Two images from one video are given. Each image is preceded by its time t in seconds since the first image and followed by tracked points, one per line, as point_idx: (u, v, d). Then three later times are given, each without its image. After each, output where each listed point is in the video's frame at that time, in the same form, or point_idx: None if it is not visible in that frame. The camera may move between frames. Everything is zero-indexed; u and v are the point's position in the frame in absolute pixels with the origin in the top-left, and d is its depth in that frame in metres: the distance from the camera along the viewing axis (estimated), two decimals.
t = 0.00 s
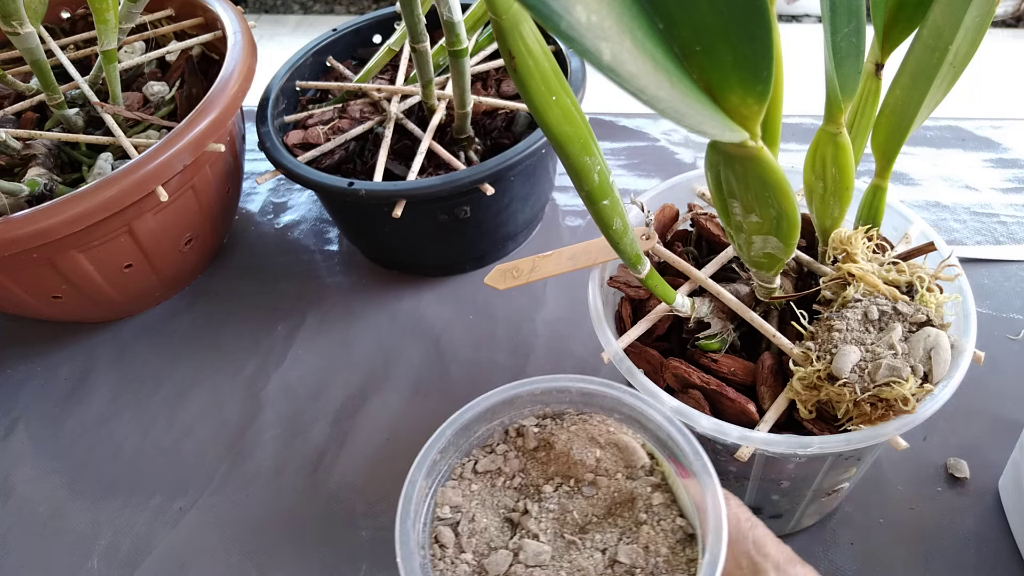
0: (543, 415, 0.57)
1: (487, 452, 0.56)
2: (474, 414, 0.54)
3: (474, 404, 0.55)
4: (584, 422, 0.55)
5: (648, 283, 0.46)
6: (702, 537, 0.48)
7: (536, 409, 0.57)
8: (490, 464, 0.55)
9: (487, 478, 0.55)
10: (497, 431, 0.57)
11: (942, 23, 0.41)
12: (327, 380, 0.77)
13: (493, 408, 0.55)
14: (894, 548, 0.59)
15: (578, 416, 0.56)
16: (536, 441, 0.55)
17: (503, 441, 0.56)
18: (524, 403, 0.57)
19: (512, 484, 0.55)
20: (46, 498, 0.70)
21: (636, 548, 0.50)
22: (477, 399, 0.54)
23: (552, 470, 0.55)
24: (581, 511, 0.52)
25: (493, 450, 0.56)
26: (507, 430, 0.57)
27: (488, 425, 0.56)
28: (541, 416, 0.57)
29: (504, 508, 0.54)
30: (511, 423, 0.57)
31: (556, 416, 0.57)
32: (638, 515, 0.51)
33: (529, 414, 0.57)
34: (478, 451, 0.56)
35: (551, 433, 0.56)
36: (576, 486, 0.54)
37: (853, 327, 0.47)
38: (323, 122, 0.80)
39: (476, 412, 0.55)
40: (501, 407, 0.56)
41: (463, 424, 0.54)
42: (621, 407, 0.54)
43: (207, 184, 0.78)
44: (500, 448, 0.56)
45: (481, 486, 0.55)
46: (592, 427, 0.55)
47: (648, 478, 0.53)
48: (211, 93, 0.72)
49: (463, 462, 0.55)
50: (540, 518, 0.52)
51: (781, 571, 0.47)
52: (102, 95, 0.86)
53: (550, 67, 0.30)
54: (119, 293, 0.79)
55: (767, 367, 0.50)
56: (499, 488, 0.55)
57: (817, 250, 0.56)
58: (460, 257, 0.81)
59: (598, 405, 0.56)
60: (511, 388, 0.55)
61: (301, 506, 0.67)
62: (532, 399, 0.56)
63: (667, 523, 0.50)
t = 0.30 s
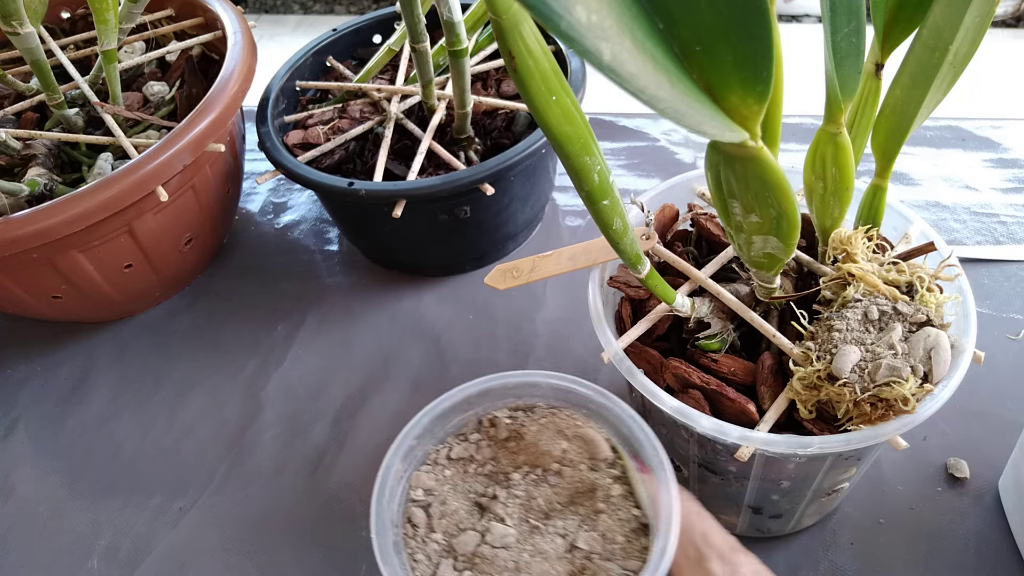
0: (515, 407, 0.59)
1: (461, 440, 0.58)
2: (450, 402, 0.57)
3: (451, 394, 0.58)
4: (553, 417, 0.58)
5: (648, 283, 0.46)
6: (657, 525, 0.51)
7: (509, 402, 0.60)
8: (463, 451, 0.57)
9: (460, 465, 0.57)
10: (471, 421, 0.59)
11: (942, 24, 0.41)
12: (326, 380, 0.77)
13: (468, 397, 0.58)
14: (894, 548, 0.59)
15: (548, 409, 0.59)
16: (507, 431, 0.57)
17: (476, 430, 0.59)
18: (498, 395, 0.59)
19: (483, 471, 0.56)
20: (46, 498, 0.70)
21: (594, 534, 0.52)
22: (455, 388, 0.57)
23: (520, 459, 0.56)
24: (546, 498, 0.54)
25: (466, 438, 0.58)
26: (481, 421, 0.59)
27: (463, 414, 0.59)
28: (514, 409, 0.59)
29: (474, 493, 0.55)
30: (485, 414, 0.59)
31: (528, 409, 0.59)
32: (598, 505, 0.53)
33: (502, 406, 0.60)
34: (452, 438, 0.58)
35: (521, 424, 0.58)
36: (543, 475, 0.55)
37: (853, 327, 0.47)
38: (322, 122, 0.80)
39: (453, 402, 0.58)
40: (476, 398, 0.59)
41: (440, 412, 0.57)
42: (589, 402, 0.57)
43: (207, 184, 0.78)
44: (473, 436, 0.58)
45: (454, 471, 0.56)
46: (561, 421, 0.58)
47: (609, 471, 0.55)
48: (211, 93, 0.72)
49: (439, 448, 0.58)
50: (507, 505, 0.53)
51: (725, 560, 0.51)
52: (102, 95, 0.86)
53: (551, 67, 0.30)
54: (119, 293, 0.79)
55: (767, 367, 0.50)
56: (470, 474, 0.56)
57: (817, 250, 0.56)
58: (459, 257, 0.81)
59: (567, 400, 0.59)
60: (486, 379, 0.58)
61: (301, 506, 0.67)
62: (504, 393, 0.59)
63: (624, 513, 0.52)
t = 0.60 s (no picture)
0: (441, 447, 0.66)
1: (392, 479, 0.65)
2: (380, 446, 0.64)
3: (381, 438, 0.65)
4: (474, 456, 0.65)
5: (648, 283, 0.46)
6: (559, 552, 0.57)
7: (436, 443, 0.66)
8: (394, 489, 0.64)
9: (391, 501, 0.63)
10: (402, 461, 0.66)
11: (943, 24, 0.41)
12: (326, 380, 0.77)
13: (397, 441, 0.65)
14: (894, 548, 0.59)
15: (470, 449, 0.66)
16: (434, 469, 0.65)
17: (407, 469, 0.65)
18: (426, 436, 0.66)
19: (411, 506, 0.63)
20: (46, 498, 0.70)
21: (506, 563, 0.58)
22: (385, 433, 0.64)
23: (445, 495, 0.63)
24: (466, 530, 0.61)
25: (397, 476, 0.65)
26: (411, 460, 0.66)
27: (395, 455, 0.66)
28: (440, 449, 0.66)
29: (403, 526, 0.62)
30: (415, 454, 0.66)
31: (453, 449, 0.66)
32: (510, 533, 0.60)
33: (430, 447, 0.66)
34: (384, 477, 0.65)
35: (446, 464, 0.65)
36: (464, 509, 0.62)
37: (853, 327, 0.47)
38: (323, 122, 0.80)
39: (382, 446, 0.64)
40: (404, 441, 0.65)
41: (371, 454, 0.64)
42: (506, 444, 0.64)
43: (207, 184, 0.78)
44: (403, 474, 0.65)
45: (385, 507, 0.63)
46: (481, 459, 0.64)
47: (524, 504, 0.62)
48: (211, 93, 0.72)
49: (372, 485, 0.65)
50: (430, 537, 0.61)
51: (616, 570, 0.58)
52: (102, 95, 0.86)
53: (551, 67, 0.30)
54: (119, 293, 0.79)
55: (767, 367, 0.50)
56: (400, 509, 0.63)
57: (817, 250, 0.56)
58: (459, 258, 0.81)
59: (488, 441, 0.65)
60: (413, 425, 0.65)
61: (300, 506, 0.67)
62: (431, 435, 0.66)
63: (533, 542, 0.59)
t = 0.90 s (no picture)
0: (433, 449, 0.66)
1: (385, 481, 0.65)
2: (371, 448, 0.64)
3: (373, 439, 0.65)
4: (465, 457, 0.65)
5: (648, 283, 0.46)
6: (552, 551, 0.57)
7: (427, 444, 0.66)
8: (386, 491, 0.64)
9: (383, 504, 0.64)
10: (394, 463, 0.66)
11: (942, 24, 0.41)
12: (326, 380, 0.77)
13: (388, 443, 0.65)
14: (894, 549, 0.59)
15: (462, 450, 0.66)
16: (426, 471, 0.65)
17: (399, 471, 0.66)
18: (417, 437, 0.66)
19: (404, 508, 0.63)
20: (46, 498, 0.70)
21: (499, 563, 0.58)
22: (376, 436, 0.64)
23: (437, 496, 0.63)
24: (459, 532, 0.61)
25: (389, 479, 0.65)
26: (404, 462, 0.66)
27: (387, 457, 0.66)
28: (432, 450, 0.66)
29: (396, 528, 0.62)
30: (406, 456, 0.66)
31: (444, 450, 0.66)
32: (504, 533, 0.60)
33: (421, 448, 0.66)
34: (377, 479, 0.65)
35: (438, 465, 0.65)
36: (457, 511, 0.62)
37: (853, 327, 0.47)
38: (323, 122, 0.80)
39: (372, 449, 0.64)
40: (396, 443, 0.65)
41: (363, 456, 0.64)
42: (497, 445, 0.64)
43: (207, 184, 0.78)
44: (395, 477, 0.65)
45: (378, 510, 0.63)
46: (472, 460, 0.65)
47: (517, 504, 0.62)
48: (211, 93, 0.72)
49: (365, 488, 0.64)
50: (423, 539, 0.61)
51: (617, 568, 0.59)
52: (102, 95, 0.86)
53: (551, 67, 0.30)
54: (119, 293, 0.79)
55: (767, 367, 0.50)
56: (393, 511, 0.63)
57: (817, 250, 0.56)
58: (459, 258, 0.81)
59: (479, 442, 0.65)
60: (404, 427, 0.65)
61: (300, 506, 0.67)
62: (422, 436, 0.66)
63: (528, 541, 0.59)
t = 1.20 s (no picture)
0: (433, 449, 0.66)
1: (385, 481, 0.65)
2: (372, 448, 0.64)
3: (373, 439, 0.65)
4: (465, 457, 0.65)
5: (648, 283, 0.46)
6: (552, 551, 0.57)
7: (427, 444, 0.66)
8: (386, 491, 0.64)
9: (383, 504, 0.64)
10: (394, 463, 0.66)
11: (942, 24, 0.41)
12: (326, 380, 0.77)
13: (388, 443, 0.65)
14: (894, 549, 0.59)
15: (462, 450, 0.66)
16: (426, 471, 0.65)
17: (399, 471, 0.66)
18: (417, 437, 0.66)
19: (404, 508, 0.63)
20: (46, 498, 0.70)
21: (499, 563, 0.58)
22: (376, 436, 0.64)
23: (437, 496, 0.63)
24: (459, 532, 0.61)
25: (389, 479, 0.65)
26: (404, 462, 0.66)
27: (387, 457, 0.66)
28: (432, 450, 0.66)
29: (396, 528, 0.62)
30: (406, 456, 0.66)
31: (444, 450, 0.66)
32: (504, 533, 0.60)
33: (421, 448, 0.66)
34: (377, 479, 0.65)
35: (438, 465, 0.65)
36: (457, 511, 0.62)
37: (853, 327, 0.47)
38: (323, 122, 0.80)
39: (372, 449, 0.64)
40: (396, 443, 0.65)
41: (364, 456, 0.64)
42: (497, 445, 0.64)
43: (207, 184, 0.78)
44: (395, 477, 0.65)
45: (378, 510, 0.63)
46: (472, 460, 0.65)
47: (517, 504, 0.62)
48: (211, 93, 0.72)
49: (365, 488, 0.64)
50: (423, 539, 0.61)
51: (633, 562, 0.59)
52: (102, 95, 0.86)
53: (551, 67, 0.30)
54: (119, 293, 0.79)
55: (767, 367, 0.50)
56: (393, 511, 0.63)
57: (817, 250, 0.56)
58: (459, 258, 0.81)
59: (480, 442, 0.65)
60: (404, 427, 0.65)
61: (300, 506, 0.67)
62: (422, 436, 0.66)
63: (528, 541, 0.59)
